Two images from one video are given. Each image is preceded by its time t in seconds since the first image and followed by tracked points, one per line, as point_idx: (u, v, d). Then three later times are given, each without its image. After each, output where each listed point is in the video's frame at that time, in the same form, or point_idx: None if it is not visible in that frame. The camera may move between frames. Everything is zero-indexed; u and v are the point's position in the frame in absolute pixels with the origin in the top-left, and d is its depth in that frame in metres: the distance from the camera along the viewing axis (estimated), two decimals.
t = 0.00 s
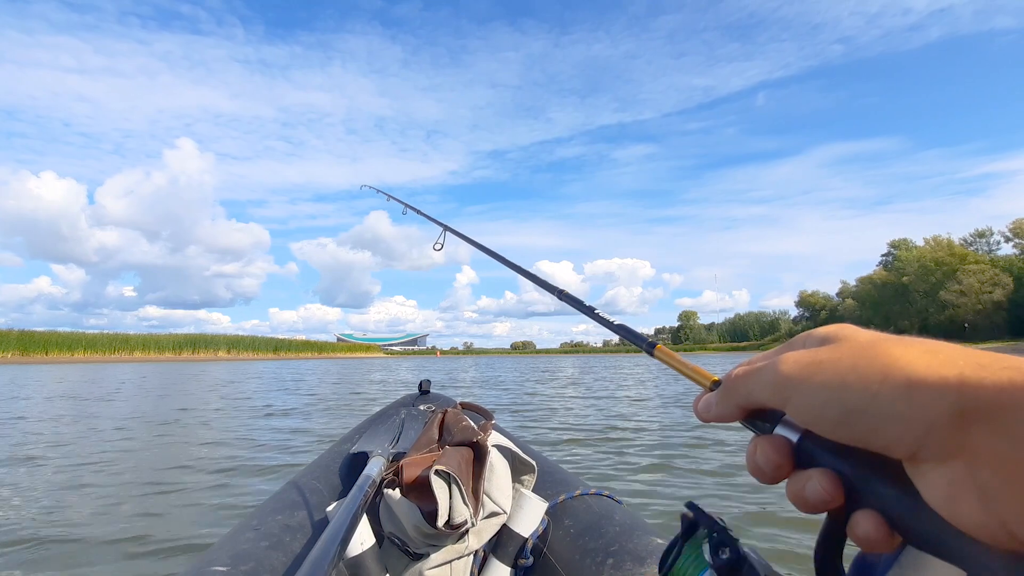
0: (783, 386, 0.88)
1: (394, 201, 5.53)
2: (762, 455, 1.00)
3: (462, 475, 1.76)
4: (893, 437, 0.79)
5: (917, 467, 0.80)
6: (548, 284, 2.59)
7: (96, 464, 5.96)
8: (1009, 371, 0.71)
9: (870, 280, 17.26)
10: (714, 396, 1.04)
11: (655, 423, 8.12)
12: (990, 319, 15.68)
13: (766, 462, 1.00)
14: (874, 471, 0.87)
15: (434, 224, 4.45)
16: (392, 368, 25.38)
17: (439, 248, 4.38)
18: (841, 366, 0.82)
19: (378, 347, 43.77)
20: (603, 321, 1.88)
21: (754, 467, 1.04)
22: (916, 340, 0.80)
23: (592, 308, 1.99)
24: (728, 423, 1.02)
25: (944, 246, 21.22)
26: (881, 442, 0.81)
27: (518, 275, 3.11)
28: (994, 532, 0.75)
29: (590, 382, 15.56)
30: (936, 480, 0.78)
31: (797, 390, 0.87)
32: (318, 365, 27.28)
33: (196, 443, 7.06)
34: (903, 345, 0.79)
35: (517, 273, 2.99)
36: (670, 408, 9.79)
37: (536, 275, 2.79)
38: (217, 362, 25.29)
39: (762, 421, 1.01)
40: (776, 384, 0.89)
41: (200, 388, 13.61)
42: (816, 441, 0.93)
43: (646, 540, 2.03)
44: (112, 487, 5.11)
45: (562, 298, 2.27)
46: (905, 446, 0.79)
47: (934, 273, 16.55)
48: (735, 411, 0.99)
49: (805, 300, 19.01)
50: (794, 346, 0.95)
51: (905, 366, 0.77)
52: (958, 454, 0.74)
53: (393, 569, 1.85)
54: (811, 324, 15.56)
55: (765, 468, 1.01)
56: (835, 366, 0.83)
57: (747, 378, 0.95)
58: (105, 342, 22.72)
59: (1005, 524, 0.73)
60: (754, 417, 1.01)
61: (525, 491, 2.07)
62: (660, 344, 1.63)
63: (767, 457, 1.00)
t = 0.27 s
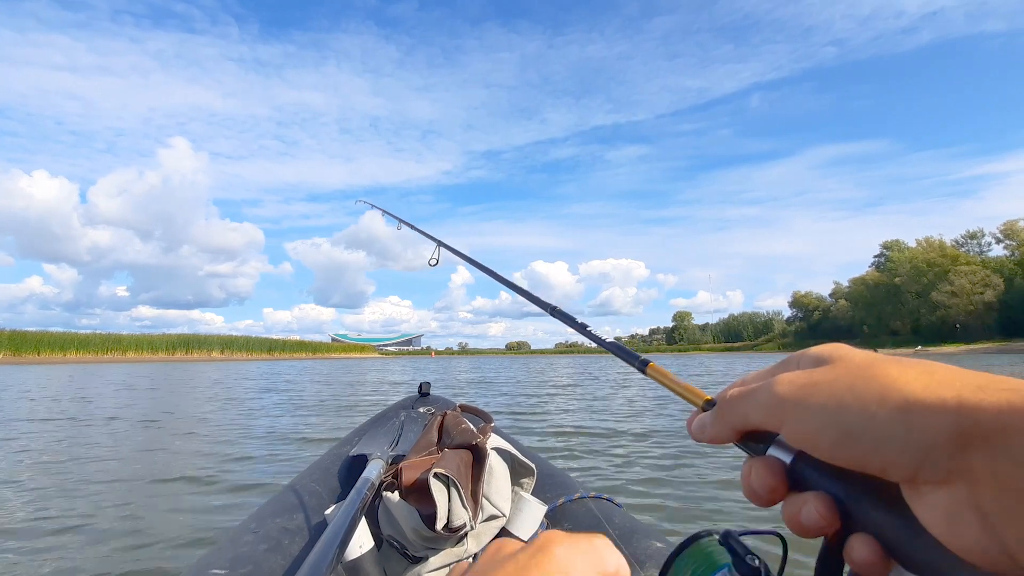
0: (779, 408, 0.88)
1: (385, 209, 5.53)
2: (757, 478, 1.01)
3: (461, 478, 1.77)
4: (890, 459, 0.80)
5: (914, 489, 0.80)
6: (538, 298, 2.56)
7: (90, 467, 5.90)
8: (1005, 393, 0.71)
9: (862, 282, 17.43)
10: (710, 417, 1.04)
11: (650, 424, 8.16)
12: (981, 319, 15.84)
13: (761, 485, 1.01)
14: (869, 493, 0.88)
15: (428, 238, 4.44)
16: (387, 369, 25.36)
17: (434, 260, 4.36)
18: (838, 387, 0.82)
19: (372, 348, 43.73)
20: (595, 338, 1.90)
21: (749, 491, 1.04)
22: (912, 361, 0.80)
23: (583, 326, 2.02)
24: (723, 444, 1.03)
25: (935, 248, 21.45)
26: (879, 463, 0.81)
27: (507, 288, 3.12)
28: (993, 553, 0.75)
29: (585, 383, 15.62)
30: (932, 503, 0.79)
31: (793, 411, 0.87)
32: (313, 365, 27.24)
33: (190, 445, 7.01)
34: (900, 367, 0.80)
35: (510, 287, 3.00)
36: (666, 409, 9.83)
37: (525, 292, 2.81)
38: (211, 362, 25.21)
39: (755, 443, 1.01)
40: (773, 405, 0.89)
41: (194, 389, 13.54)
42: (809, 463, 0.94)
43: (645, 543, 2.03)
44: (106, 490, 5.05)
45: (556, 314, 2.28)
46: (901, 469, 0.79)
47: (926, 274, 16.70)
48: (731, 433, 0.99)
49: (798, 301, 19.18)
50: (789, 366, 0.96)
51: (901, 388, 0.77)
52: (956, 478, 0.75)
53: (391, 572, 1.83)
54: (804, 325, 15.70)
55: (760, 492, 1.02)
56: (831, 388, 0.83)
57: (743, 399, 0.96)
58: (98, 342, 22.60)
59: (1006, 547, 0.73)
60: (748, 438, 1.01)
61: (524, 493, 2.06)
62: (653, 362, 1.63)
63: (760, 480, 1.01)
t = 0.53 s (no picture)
0: (780, 385, 0.87)
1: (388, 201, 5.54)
2: (757, 455, 1.00)
3: (459, 480, 1.75)
4: (889, 433, 0.80)
5: (912, 463, 0.80)
6: (541, 284, 2.65)
7: (83, 469, 5.83)
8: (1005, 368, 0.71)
9: (854, 281, 17.58)
10: (711, 396, 1.04)
11: (646, 424, 8.19)
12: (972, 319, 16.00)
13: (760, 462, 1.00)
14: (870, 469, 0.88)
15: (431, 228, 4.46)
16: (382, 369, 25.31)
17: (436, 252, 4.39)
18: (839, 363, 0.82)
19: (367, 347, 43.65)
20: (604, 325, 1.92)
21: (748, 467, 1.03)
22: (911, 338, 0.79)
23: (588, 311, 2.05)
24: (724, 423, 1.02)
25: (926, 248, 21.67)
26: (877, 439, 0.81)
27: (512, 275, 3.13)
28: (987, 526, 0.76)
29: (580, 383, 15.65)
30: (930, 476, 0.79)
31: (794, 388, 0.86)
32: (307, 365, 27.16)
33: (185, 447, 6.93)
34: (899, 342, 0.79)
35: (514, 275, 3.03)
36: (662, 409, 9.87)
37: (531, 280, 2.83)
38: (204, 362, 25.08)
39: (756, 422, 1.01)
40: (773, 381, 0.89)
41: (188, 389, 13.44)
42: (811, 442, 0.94)
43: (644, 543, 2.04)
44: (100, 492, 5.00)
45: (560, 300, 2.33)
46: (901, 443, 0.79)
47: (917, 274, 16.83)
48: (732, 410, 0.99)
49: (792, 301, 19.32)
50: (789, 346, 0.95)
51: (901, 363, 0.76)
52: (954, 451, 0.75)
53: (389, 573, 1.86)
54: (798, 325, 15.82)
55: (759, 468, 1.01)
56: (831, 365, 0.83)
57: (745, 378, 0.95)
58: (89, 343, 22.44)
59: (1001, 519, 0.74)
60: (748, 417, 1.01)
61: (523, 495, 2.07)
62: (656, 346, 1.64)
63: (761, 457, 1.00)
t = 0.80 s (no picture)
0: (775, 375, 0.86)
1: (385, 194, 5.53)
2: (753, 445, 1.00)
3: (460, 475, 1.75)
4: (883, 424, 0.78)
5: (906, 452, 0.78)
6: (537, 275, 2.64)
7: (77, 470, 5.76)
8: (1000, 356, 0.68)
9: (848, 280, 17.70)
10: (709, 386, 1.02)
11: (642, 422, 8.20)
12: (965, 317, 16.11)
13: (757, 450, 1.00)
14: (864, 458, 0.87)
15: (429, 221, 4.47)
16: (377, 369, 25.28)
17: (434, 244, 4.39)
18: (834, 353, 0.80)
19: (363, 347, 43.62)
20: (601, 316, 1.92)
21: (745, 456, 1.03)
22: (908, 327, 0.77)
23: (588, 304, 2.01)
24: (721, 413, 1.01)
25: (919, 248, 21.83)
26: (871, 427, 0.79)
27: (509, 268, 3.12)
28: (981, 516, 0.74)
29: (577, 382, 15.68)
30: (925, 465, 0.77)
31: (789, 378, 0.84)
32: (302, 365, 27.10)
33: (181, 447, 6.87)
34: (894, 331, 0.77)
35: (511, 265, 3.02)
36: (658, 407, 9.89)
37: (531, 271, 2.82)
38: (198, 362, 24.98)
39: (753, 411, 1.00)
40: (769, 372, 0.87)
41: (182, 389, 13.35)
42: (807, 431, 0.93)
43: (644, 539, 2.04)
44: (98, 492, 4.99)
45: (558, 292, 2.31)
46: (893, 432, 0.77)
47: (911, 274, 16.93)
48: (729, 399, 0.98)
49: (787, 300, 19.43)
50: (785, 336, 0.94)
51: (895, 353, 0.74)
52: (949, 441, 0.73)
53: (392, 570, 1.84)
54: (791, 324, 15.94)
55: (756, 457, 1.00)
56: (826, 355, 0.80)
57: (741, 368, 0.93)
58: (82, 343, 22.34)
59: (993, 509, 0.72)
60: (745, 406, 1.00)
61: (524, 491, 2.06)
62: (654, 338, 1.64)
63: (758, 446, 0.99)
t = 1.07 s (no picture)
0: (774, 394, 0.85)
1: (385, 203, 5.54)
2: (753, 462, 0.97)
3: (462, 473, 1.75)
4: (883, 444, 0.77)
5: (906, 474, 0.77)
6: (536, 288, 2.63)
7: (74, 471, 5.70)
8: (998, 378, 0.68)
9: (844, 281, 17.81)
10: (707, 404, 1.01)
11: (640, 421, 8.22)
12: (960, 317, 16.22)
13: (757, 469, 0.97)
14: (862, 478, 0.84)
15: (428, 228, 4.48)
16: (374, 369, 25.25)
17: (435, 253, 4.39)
18: (831, 373, 0.79)
19: (359, 347, 43.56)
20: (596, 328, 1.93)
21: (746, 474, 1.00)
22: (907, 347, 0.77)
23: (583, 315, 2.06)
24: (719, 430, 0.99)
25: (914, 248, 21.98)
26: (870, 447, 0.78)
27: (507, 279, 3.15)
28: (985, 538, 0.71)
29: (575, 382, 15.70)
30: (926, 487, 0.75)
31: (788, 396, 0.84)
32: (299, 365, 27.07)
33: (179, 448, 6.81)
34: (893, 352, 0.77)
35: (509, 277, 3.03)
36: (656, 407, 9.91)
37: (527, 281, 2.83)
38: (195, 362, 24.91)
39: (752, 428, 0.97)
40: (768, 390, 0.87)
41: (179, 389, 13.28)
42: (807, 449, 0.89)
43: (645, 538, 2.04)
44: (97, 491, 4.99)
45: (554, 302, 2.34)
46: (893, 453, 0.76)
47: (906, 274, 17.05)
48: (728, 418, 0.97)
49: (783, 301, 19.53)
50: (784, 353, 0.93)
51: (894, 372, 0.74)
52: (948, 464, 0.71)
53: (393, 568, 1.83)
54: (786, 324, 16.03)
55: (757, 475, 0.97)
56: (824, 374, 0.80)
57: (740, 386, 0.93)
58: (78, 342, 22.26)
59: (995, 532, 0.70)
60: (744, 423, 0.98)
61: (526, 489, 2.06)
62: (653, 350, 1.63)
63: (758, 464, 0.96)
